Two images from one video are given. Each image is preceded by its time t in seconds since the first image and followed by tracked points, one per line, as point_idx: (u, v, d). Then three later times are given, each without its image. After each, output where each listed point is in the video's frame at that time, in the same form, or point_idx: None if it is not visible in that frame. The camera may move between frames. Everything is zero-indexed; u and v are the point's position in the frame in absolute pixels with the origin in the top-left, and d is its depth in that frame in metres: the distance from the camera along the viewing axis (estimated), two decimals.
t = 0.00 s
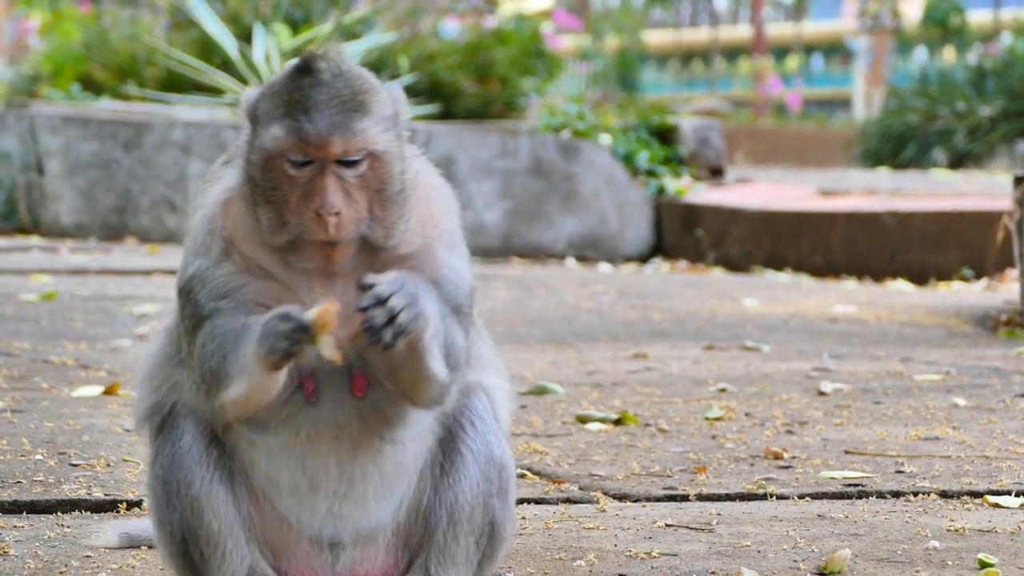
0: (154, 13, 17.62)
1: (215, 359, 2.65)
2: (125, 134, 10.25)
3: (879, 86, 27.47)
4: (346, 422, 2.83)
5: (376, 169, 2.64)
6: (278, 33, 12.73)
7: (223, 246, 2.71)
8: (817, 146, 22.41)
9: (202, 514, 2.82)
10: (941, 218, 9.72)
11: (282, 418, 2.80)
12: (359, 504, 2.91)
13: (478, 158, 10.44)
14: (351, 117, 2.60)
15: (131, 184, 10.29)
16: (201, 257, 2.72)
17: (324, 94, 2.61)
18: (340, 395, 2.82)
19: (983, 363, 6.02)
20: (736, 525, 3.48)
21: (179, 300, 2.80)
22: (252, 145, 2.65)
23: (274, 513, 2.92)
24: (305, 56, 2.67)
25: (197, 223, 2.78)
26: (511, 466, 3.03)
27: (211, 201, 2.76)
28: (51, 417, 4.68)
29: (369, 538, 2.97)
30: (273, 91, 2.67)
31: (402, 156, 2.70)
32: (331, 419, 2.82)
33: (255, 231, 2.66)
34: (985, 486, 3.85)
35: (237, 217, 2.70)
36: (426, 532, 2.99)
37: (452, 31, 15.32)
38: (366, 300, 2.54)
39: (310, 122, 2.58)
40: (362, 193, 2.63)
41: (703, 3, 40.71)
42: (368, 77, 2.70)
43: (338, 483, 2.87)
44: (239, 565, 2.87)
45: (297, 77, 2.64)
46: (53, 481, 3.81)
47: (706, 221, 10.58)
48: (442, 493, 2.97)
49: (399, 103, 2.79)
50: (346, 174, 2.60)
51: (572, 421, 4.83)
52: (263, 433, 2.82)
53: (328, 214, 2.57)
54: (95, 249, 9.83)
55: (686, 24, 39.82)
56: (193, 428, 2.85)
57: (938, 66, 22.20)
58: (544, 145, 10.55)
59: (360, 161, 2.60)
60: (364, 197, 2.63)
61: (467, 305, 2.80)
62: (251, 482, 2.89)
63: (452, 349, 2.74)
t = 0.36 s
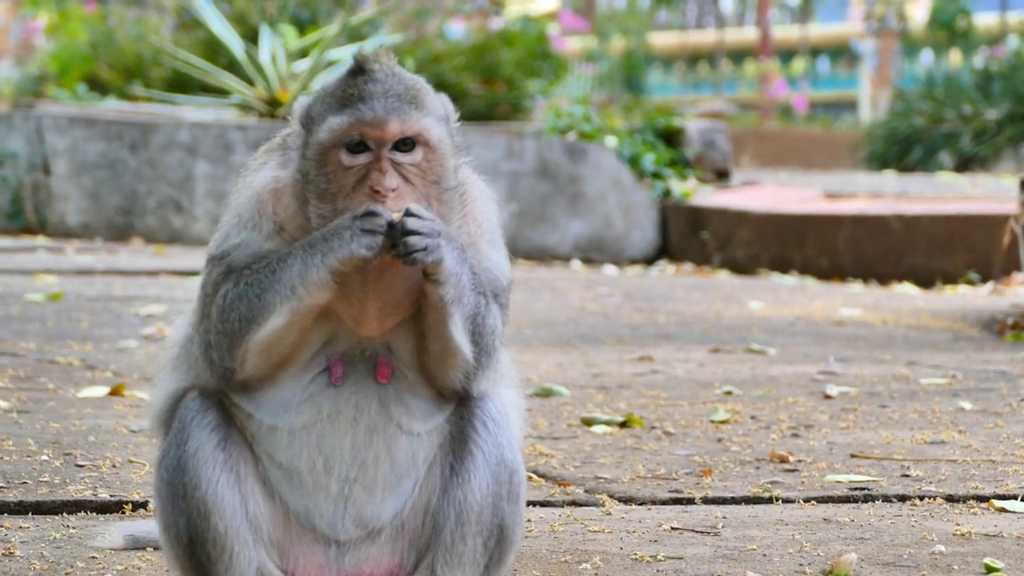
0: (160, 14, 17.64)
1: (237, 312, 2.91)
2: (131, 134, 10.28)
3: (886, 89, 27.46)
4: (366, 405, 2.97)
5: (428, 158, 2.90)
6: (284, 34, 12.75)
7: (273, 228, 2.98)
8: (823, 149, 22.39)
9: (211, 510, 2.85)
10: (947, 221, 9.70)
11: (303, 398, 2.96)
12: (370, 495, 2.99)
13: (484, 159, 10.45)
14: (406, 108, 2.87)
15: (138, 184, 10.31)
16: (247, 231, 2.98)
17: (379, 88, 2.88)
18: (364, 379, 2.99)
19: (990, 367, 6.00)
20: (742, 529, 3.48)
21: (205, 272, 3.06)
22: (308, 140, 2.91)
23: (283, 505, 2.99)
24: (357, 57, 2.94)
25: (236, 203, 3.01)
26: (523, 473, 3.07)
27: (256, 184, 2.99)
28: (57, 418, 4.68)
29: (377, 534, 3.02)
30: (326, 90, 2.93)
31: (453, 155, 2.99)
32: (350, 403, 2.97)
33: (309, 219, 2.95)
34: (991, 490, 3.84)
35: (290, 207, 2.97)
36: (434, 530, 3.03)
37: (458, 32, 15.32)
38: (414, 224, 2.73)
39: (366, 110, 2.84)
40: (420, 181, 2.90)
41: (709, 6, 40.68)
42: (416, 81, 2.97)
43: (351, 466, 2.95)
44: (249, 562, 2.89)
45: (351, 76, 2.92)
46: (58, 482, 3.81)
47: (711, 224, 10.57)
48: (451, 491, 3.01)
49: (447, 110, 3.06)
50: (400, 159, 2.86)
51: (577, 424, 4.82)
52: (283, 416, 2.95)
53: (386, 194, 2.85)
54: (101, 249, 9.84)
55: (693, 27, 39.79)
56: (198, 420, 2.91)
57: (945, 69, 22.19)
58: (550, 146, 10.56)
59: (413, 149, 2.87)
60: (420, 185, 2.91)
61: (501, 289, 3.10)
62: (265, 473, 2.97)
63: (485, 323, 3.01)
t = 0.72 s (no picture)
0: (184, 18, 17.72)
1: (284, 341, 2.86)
2: (156, 139, 10.33)
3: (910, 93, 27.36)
4: (394, 412, 2.98)
5: (459, 166, 2.92)
6: (308, 38, 12.80)
7: (299, 243, 2.96)
8: (847, 153, 22.31)
9: (236, 516, 2.88)
10: (972, 225, 9.65)
11: (330, 403, 2.96)
12: (393, 499, 3.01)
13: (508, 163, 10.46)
14: (441, 114, 2.89)
15: (162, 189, 10.36)
16: (274, 248, 2.96)
17: (415, 90, 2.90)
18: (393, 385, 2.98)
19: (1016, 371, 5.98)
20: (769, 532, 3.48)
21: (231, 288, 3.05)
22: (339, 139, 2.93)
23: (309, 510, 3.01)
24: (392, 57, 2.98)
25: (263, 217, 3.00)
26: (550, 475, 3.08)
27: (283, 198, 2.99)
28: (82, 422, 4.72)
29: (401, 537, 3.05)
30: (361, 92, 2.95)
31: (481, 164, 2.99)
32: (378, 408, 2.97)
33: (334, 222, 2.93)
34: (1017, 494, 3.83)
35: (319, 215, 2.96)
36: (461, 534, 3.05)
37: (482, 36, 15.34)
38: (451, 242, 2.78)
39: (403, 115, 2.86)
40: (448, 190, 2.91)
41: (732, 9, 40.62)
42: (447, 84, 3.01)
43: (376, 471, 2.98)
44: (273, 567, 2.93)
45: (386, 76, 2.94)
46: (84, 486, 3.84)
47: (736, 228, 10.57)
48: (478, 494, 3.04)
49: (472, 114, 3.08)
50: (433, 169, 2.87)
51: (602, 427, 4.83)
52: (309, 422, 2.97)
53: (415, 203, 2.85)
54: (125, 253, 9.90)
55: (716, 31, 39.73)
56: (222, 426, 2.93)
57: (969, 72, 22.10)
58: (574, 150, 10.56)
59: (445, 158, 2.89)
60: (447, 193, 2.91)
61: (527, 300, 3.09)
62: (290, 477, 3.00)
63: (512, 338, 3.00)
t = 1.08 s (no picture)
0: (200, 22, 17.77)
1: (303, 350, 2.88)
2: (171, 142, 10.34)
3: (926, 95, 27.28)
4: (412, 415, 3.00)
5: (473, 201, 2.92)
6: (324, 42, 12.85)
7: (312, 257, 2.96)
8: (863, 155, 22.26)
9: (253, 521, 2.88)
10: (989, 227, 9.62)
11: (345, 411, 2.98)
12: (412, 501, 3.03)
13: (523, 166, 10.47)
14: (460, 151, 2.88)
15: (178, 193, 10.40)
16: (286, 261, 2.96)
17: (433, 122, 2.90)
18: (412, 392, 3.00)
19: None
20: (786, 536, 3.48)
21: (241, 294, 3.05)
22: (355, 165, 2.92)
23: (326, 513, 3.03)
24: (413, 84, 2.97)
25: (276, 227, 3.00)
26: (568, 479, 3.09)
27: (296, 210, 2.99)
28: (99, 426, 4.74)
29: (419, 540, 3.06)
30: (378, 115, 2.95)
31: (495, 187, 2.99)
32: (395, 412, 2.99)
33: (347, 245, 2.94)
34: None
35: (331, 233, 2.96)
36: (478, 536, 3.06)
37: (497, 38, 15.35)
38: (504, 313, 2.84)
39: (419, 155, 2.84)
40: (461, 222, 2.92)
41: (747, 12, 40.55)
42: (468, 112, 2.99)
43: (394, 474, 2.99)
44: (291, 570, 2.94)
45: (406, 105, 2.93)
46: (101, 490, 3.86)
47: (752, 230, 10.57)
48: (496, 497, 3.05)
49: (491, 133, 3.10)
50: (447, 206, 2.87)
51: (619, 431, 4.83)
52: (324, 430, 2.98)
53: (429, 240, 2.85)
54: (142, 257, 9.93)
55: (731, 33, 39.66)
56: (239, 431, 2.94)
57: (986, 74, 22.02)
58: (590, 153, 10.56)
59: (460, 196, 2.89)
60: (459, 226, 2.92)
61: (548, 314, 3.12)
62: (306, 481, 3.01)
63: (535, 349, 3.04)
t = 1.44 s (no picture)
0: (212, 25, 17.82)
1: (314, 370, 2.86)
2: (184, 145, 10.37)
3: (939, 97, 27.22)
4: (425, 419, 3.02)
5: (490, 231, 2.94)
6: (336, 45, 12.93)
7: (323, 264, 2.97)
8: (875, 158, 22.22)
9: (265, 525, 2.90)
10: (1001, 230, 9.60)
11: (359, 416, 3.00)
12: (426, 502, 3.05)
13: (535, 169, 10.47)
14: (477, 182, 2.88)
15: (190, 196, 10.42)
16: (297, 266, 2.97)
17: (451, 151, 2.89)
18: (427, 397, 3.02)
19: None
20: (799, 539, 3.48)
21: (256, 301, 3.05)
22: (373, 188, 2.93)
23: (339, 516, 3.05)
24: (430, 104, 2.95)
25: (287, 234, 3.01)
26: (581, 483, 3.09)
27: (307, 218, 2.99)
28: (112, 429, 4.75)
29: (432, 542, 3.09)
30: (397, 135, 2.94)
31: (511, 203, 3.00)
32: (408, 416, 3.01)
33: (362, 261, 2.95)
34: None
35: (344, 243, 2.98)
36: (492, 540, 3.07)
37: (509, 42, 15.38)
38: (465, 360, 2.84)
39: (440, 191, 2.84)
40: (477, 249, 2.93)
41: (759, 15, 40.51)
42: (487, 133, 2.98)
43: (407, 476, 3.02)
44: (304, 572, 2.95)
45: (423, 128, 2.93)
46: (114, 493, 3.88)
47: (764, 233, 10.56)
48: (510, 500, 3.06)
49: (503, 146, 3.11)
50: (464, 235, 2.89)
51: (631, 434, 4.84)
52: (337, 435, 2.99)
53: (446, 272, 2.87)
54: (154, 260, 9.95)
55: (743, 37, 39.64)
56: (253, 434, 2.94)
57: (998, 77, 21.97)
58: (602, 156, 10.57)
59: (477, 226, 2.90)
60: (476, 253, 2.93)
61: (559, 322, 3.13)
62: (319, 484, 3.03)
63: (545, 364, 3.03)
